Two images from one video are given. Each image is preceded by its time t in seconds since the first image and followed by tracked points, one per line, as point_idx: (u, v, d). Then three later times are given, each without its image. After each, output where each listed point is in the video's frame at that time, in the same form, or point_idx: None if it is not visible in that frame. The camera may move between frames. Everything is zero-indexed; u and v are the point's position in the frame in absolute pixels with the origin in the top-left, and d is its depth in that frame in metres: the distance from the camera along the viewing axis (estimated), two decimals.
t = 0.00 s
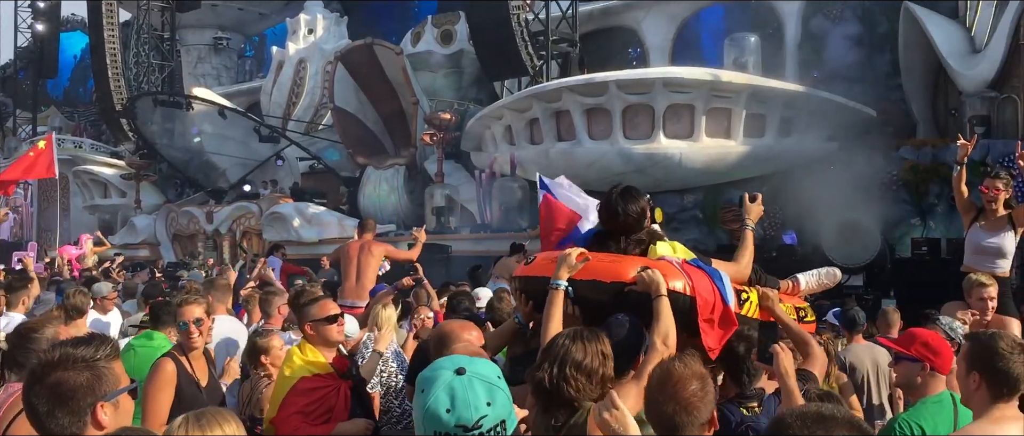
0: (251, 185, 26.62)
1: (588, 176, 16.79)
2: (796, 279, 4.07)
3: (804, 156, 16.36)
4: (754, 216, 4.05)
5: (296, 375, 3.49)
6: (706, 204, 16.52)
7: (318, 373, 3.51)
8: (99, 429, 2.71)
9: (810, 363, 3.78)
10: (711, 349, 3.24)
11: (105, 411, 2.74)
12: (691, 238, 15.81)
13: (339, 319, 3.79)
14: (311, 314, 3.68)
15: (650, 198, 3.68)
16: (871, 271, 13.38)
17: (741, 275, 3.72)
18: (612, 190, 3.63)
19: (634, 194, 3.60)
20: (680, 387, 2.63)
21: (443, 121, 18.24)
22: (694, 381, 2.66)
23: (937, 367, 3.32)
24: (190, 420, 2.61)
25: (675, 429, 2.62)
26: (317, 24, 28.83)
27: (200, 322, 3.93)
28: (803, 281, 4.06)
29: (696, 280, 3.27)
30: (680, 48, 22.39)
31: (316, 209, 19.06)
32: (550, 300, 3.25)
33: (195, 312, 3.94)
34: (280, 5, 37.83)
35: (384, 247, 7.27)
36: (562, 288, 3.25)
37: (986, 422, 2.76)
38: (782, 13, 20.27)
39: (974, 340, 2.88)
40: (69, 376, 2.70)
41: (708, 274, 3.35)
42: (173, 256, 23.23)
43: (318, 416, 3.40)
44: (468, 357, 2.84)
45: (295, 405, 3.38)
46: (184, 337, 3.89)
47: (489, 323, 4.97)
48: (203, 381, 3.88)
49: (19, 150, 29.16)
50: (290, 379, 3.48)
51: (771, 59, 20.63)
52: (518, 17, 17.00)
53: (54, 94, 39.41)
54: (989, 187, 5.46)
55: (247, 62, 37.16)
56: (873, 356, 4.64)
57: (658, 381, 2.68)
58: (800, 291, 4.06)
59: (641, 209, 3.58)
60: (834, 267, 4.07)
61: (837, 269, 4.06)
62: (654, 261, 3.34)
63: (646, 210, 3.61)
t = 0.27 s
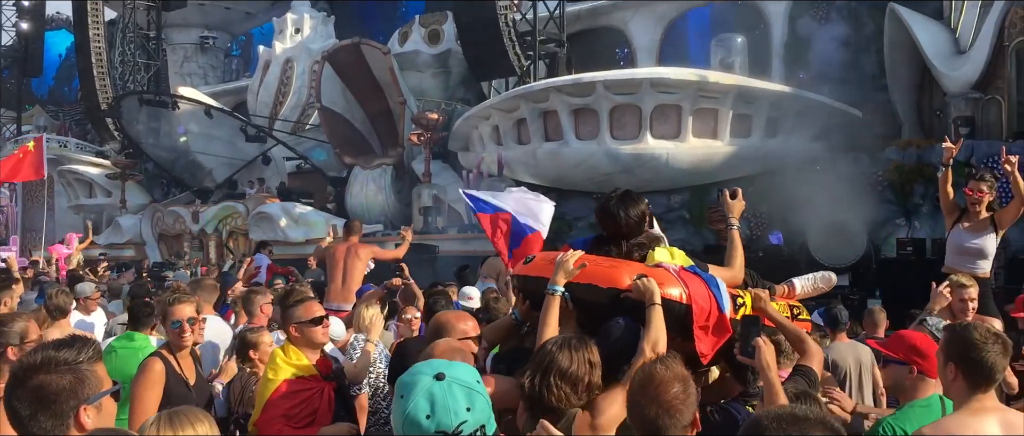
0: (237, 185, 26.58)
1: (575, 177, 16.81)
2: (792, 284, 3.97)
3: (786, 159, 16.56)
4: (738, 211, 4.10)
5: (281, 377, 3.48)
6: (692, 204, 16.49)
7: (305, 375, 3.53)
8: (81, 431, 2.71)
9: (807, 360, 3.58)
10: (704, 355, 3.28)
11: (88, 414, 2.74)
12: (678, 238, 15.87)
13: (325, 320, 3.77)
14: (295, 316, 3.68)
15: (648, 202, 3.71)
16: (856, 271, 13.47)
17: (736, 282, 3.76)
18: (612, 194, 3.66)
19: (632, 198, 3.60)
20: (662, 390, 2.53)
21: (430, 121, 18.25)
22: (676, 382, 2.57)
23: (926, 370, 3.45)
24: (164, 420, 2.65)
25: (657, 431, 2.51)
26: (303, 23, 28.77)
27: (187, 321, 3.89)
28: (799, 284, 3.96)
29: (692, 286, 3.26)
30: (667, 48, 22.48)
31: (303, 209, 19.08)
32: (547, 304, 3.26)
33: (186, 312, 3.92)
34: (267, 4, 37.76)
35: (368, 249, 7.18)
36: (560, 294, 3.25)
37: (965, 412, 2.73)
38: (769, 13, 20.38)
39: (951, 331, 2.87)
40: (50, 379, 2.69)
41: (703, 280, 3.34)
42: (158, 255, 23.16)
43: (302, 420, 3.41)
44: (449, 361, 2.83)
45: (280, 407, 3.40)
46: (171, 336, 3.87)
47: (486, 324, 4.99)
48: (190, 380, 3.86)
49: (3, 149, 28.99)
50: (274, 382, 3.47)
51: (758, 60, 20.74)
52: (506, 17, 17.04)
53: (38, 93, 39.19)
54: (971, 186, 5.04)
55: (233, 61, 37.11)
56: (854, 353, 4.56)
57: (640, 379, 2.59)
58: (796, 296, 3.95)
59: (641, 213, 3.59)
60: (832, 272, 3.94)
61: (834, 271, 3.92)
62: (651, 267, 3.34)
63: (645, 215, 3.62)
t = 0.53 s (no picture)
0: (224, 185, 26.56)
1: (564, 177, 16.83)
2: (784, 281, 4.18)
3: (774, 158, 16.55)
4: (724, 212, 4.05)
5: (265, 380, 3.49)
6: (680, 203, 16.71)
7: (290, 378, 3.52)
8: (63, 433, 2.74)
9: (800, 361, 3.50)
10: (700, 359, 3.37)
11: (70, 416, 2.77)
12: (665, 238, 15.92)
13: (311, 322, 3.61)
14: (281, 319, 3.53)
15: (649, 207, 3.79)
16: (842, 272, 13.54)
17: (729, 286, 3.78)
18: (612, 196, 3.75)
19: (631, 201, 3.69)
20: (648, 393, 2.59)
21: (419, 121, 18.25)
22: (662, 385, 2.62)
23: (914, 373, 3.36)
24: (139, 416, 2.64)
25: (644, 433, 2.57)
26: (292, 23, 28.96)
27: (171, 322, 3.87)
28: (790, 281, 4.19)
29: (688, 292, 3.35)
30: (654, 49, 22.57)
31: (291, 208, 19.28)
32: (543, 313, 3.36)
33: (175, 312, 3.91)
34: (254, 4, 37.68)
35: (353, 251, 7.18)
36: (555, 303, 3.36)
37: (957, 413, 2.79)
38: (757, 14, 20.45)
39: (941, 331, 2.91)
40: (32, 382, 2.73)
41: (700, 285, 3.44)
42: (145, 255, 23.09)
43: (287, 423, 3.45)
44: (432, 368, 2.86)
45: (264, 409, 3.42)
46: (159, 335, 3.87)
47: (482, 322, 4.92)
48: (179, 380, 3.87)
49: None
50: (257, 384, 3.48)
51: (745, 60, 20.83)
52: (494, 17, 17.11)
53: (23, 92, 39.01)
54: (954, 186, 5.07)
55: (220, 60, 37.02)
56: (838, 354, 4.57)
57: (625, 384, 2.64)
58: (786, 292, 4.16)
59: (640, 214, 3.67)
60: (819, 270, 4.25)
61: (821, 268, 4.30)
62: (647, 273, 3.44)
63: (643, 217, 3.70)
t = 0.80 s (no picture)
0: (212, 184, 26.53)
1: (552, 177, 16.83)
2: (778, 273, 4.11)
3: (762, 158, 16.64)
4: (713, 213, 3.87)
5: (251, 382, 3.46)
6: (669, 203, 16.51)
7: (277, 379, 3.50)
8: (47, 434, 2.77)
9: (791, 362, 3.46)
10: (692, 357, 3.42)
11: (56, 418, 2.81)
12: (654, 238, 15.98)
13: (301, 323, 3.57)
14: (269, 320, 3.48)
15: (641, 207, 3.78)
16: (830, 271, 13.61)
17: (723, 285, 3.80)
18: (608, 200, 3.73)
19: (626, 204, 3.67)
20: (639, 395, 2.58)
21: (407, 120, 18.25)
22: (652, 386, 2.61)
23: (903, 372, 3.23)
24: (119, 420, 2.61)
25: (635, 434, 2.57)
26: (280, 21, 28.87)
27: (156, 322, 3.81)
28: (784, 273, 4.11)
29: (681, 292, 3.38)
30: (643, 49, 22.64)
31: (279, 208, 19.35)
32: (539, 316, 3.32)
33: (161, 312, 3.83)
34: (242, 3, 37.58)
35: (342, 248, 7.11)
36: (551, 306, 3.33)
37: (954, 423, 2.77)
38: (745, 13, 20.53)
39: (935, 341, 2.88)
40: (18, 384, 2.79)
41: (693, 286, 3.47)
42: (132, 255, 23.04)
43: (271, 424, 3.42)
44: (419, 364, 2.85)
45: (250, 410, 3.41)
46: (148, 335, 3.80)
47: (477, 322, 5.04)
48: (164, 379, 3.78)
49: None
50: (243, 386, 3.45)
51: (734, 60, 20.90)
52: (483, 17, 17.14)
53: (10, 91, 38.84)
54: (939, 186, 5.01)
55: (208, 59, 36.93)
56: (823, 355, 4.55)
57: (616, 387, 2.63)
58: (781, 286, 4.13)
59: (635, 217, 3.66)
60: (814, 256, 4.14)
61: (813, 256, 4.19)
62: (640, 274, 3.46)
63: (639, 220, 3.69)
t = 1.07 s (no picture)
0: (202, 184, 26.48)
1: (542, 177, 16.81)
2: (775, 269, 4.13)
3: (751, 158, 16.69)
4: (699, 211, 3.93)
5: (239, 383, 3.45)
6: (658, 204, 16.69)
7: (265, 380, 3.48)
8: None
9: (783, 362, 3.37)
10: (680, 353, 3.41)
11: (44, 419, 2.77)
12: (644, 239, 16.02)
13: (289, 325, 3.58)
14: (259, 320, 3.49)
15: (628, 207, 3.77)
16: (818, 271, 13.68)
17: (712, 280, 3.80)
18: (594, 200, 3.74)
19: (615, 203, 3.70)
20: (632, 396, 2.60)
21: (397, 121, 18.26)
22: (645, 388, 2.63)
23: (895, 370, 3.03)
24: (106, 420, 2.56)
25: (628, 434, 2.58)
26: (270, 21, 28.89)
27: (143, 322, 3.75)
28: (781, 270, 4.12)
29: (668, 288, 3.38)
30: (634, 49, 22.66)
31: (269, 208, 19.46)
32: (533, 314, 3.31)
33: (147, 312, 3.77)
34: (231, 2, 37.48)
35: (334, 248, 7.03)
36: (544, 303, 3.33)
37: (953, 419, 2.73)
38: (735, 14, 20.59)
39: (935, 337, 2.87)
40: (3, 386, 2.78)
41: (680, 281, 3.47)
42: (120, 255, 22.99)
43: (257, 425, 3.41)
44: (407, 361, 2.83)
45: (237, 412, 3.39)
46: (137, 336, 3.74)
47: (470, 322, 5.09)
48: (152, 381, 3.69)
49: None
50: (232, 387, 3.44)
51: (723, 61, 20.97)
52: (473, 17, 17.21)
53: None
54: (925, 187, 4.99)
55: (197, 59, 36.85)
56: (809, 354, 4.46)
57: (610, 388, 2.64)
58: (778, 280, 4.12)
59: (622, 217, 3.66)
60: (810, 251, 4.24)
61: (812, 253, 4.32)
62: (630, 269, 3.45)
63: (627, 220, 3.69)
